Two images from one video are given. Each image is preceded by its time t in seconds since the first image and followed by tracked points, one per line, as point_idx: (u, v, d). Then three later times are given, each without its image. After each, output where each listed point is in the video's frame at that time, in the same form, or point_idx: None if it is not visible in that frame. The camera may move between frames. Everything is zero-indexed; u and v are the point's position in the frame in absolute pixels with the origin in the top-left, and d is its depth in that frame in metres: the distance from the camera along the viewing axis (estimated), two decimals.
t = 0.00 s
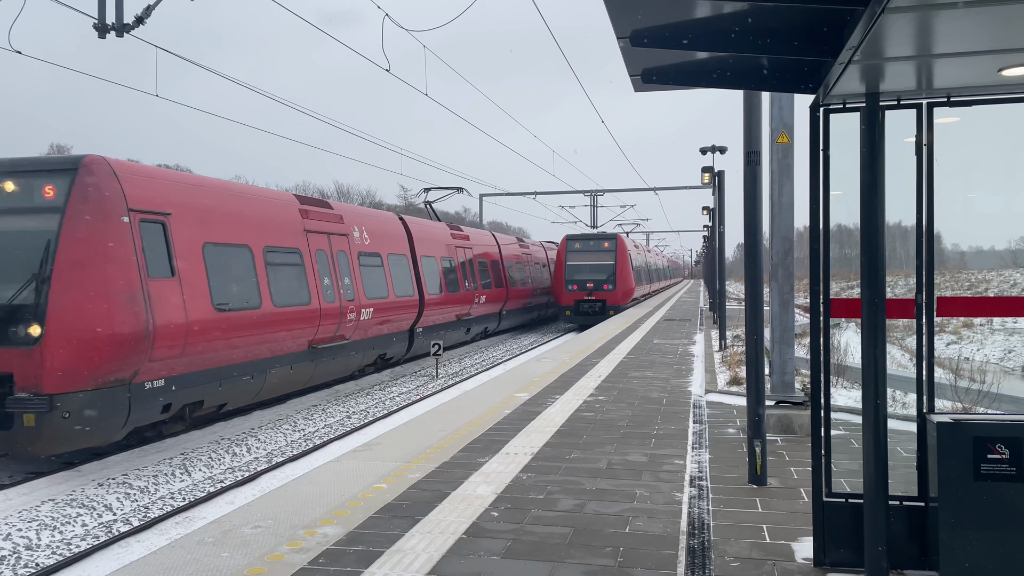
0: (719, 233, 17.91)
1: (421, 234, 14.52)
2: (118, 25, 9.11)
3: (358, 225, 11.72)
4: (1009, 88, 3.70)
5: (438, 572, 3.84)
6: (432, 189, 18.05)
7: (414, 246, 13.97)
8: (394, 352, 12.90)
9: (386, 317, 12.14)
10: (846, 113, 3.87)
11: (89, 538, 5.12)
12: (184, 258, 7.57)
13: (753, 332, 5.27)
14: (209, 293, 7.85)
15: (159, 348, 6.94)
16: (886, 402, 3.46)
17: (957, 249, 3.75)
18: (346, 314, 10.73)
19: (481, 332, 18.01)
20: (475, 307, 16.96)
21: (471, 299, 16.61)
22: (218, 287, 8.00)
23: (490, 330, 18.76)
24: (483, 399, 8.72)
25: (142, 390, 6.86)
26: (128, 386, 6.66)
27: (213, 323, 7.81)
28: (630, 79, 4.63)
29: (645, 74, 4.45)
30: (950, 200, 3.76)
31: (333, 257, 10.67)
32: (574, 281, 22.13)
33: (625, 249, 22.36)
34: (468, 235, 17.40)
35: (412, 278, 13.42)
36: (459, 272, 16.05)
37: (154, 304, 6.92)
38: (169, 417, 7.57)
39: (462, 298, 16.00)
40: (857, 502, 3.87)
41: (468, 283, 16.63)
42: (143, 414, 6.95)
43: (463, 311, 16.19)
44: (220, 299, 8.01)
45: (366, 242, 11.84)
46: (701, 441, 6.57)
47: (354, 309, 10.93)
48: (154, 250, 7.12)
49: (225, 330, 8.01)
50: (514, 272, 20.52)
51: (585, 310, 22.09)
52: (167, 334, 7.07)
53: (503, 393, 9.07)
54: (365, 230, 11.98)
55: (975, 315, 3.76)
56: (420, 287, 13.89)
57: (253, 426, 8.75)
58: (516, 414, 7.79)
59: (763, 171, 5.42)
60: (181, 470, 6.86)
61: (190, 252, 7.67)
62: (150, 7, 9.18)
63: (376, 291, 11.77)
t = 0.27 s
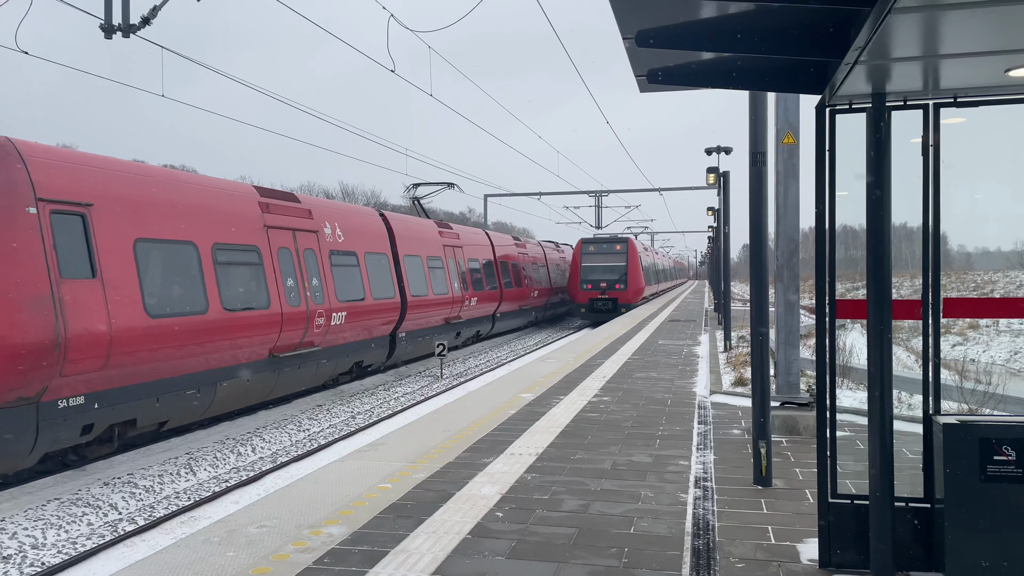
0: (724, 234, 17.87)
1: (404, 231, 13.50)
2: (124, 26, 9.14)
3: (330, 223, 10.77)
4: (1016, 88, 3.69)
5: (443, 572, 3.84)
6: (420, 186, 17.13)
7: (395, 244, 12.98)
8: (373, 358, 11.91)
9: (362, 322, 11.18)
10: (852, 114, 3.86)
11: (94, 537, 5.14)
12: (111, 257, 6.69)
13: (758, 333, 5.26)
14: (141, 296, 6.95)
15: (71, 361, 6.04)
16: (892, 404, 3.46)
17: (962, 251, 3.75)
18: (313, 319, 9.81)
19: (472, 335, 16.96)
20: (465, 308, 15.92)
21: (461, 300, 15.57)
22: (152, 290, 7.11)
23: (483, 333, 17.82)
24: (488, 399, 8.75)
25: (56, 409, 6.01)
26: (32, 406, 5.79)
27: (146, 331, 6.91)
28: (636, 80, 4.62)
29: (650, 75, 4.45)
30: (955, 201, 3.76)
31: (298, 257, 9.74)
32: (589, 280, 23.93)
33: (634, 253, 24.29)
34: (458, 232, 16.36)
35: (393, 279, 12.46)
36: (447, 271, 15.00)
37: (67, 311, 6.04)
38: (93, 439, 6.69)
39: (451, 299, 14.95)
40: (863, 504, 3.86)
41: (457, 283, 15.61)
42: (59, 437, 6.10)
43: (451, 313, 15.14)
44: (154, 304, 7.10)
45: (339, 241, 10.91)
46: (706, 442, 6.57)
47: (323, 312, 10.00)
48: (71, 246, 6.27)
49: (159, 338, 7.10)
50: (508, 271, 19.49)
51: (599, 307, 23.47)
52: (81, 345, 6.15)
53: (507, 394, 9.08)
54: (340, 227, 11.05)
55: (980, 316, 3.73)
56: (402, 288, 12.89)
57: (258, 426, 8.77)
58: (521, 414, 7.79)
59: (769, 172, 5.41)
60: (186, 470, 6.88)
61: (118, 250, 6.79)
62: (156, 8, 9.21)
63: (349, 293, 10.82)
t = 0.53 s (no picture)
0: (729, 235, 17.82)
1: (383, 228, 12.39)
2: (130, 26, 9.17)
3: (294, 217, 9.67)
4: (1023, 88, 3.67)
5: (448, 572, 3.85)
6: (410, 185, 16.57)
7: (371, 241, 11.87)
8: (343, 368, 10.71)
9: (334, 326, 10.14)
10: (858, 114, 3.85)
11: (100, 535, 5.16)
12: (13, 254, 5.57)
13: (763, 334, 5.25)
14: (71, 301, 6.06)
15: None
16: (898, 405, 3.45)
17: (968, 251, 3.74)
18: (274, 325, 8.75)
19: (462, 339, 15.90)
20: (454, 311, 14.85)
21: (450, 303, 14.51)
22: (72, 293, 6.09)
23: (475, 337, 16.84)
24: (494, 399, 8.77)
25: None
26: None
27: (79, 342, 6.05)
28: (641, 80, 4.62)
29: (655, 75, 4.45)
30: (962, 201, 3.75)
31: (257, 256, 8.68)
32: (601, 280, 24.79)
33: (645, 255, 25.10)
34: (445, 230, 15.28)
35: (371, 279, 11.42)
36: (432, 271, 13.97)
37: None
38: None
39: (438, 301, 13.90)
40: (869, 505, 3.84)
41: (444, 283, 14.58)
42: None
43: (439, 316, 14.07)
44: (63, 307, 5.97)
45: (304, 237, 9.80)
46: (711, 442, 6.57)
47: (285, 317, 8.91)
48: None
49: (86, 347, 6.15)
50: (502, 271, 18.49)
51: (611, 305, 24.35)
52: None
53: (512, 394, 9.08)
54: (305, 223, 9.91)
55: (986, 317, 3.73)
56: (381, 289, 11.79)
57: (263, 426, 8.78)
58: (526, 415, 7.79)
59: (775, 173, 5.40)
60: (191, 469, 6.90)
61: (14, 241, 5.61)
62: (162, 9, 9.24)
63: (320, 296, 9.81)
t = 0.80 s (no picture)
0: (734, 235, 17.79)
1: (354, 221, 11.06)
2: (136, 27, 9.21)
3: (254, 211, 8.62)
4: None
5: (452, 571, 3.85)
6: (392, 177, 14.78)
7: (337, 237, 10.41)
8: (312, 377, 9.71)
9: (302, 331, 9.18)
10: (863, 114, 3.85)
11: (106, 534, 5.18)
12: None
13: (768, 334, 5.24)
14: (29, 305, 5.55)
15: None
16: (902, 406, 3.45)
17: (974, 252, 3.74)
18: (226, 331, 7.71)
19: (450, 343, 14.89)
20: (440, 314, 13.83)
21: (435, 305, 13.52)
22: None
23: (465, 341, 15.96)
24: (498, 399, 8.78)
25: None
26: None
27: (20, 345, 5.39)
28: (645, 80, 4.63)
29: (659, 76, 4.45)
30: (967, 201, 3.74)
31: (204, 255, 7.57)
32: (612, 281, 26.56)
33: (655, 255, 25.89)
34: (430, 228, 14.25)
35: (346, 282, 10.48)
36: (417, 272, 12.96)
37: None
38: None
39: (423, 303, 12.90)
40: (873, 506, 3.84)
41: (427, 284, 13.36)
42: None
43: (423, 319, 13.07)
44: None
45: (266, 235, 8.75)
46: (716, 443, 6.56)
47: (238, 322, 7.86)
48: None
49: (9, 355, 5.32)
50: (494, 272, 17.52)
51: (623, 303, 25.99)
52: None
53: (516, 395, 9.08)
54: (267, 218, 8.84)
55: (991, 318, 3.72)
56: (356, 290, 10.76)
57: (267, 425, 8.81)
58: (530, 415, 7.80)
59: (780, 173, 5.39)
60: (196, 468, 6.92)
61: None
62: (168, 9, 9.28)
63: (285, 299, 8.83)
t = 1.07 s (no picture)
0: (738, 236, 17.76)
1: (325, 217, 10.21)
2: (140, 27, 9.23)
3: (202, 203, 7.75)
4: None
5: (455, 571, 3.86)
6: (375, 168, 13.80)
7: (304, 234, 9.54)
8: (274, 387, 8.87)
9: (260, 336, 8.35)
10: (867, 115, 3.84)
11: (110, 533, 5.19)
12: None
13: (771, 335, 5.24)
14: None
15: None
16: (905, 407, 3.44)
17: (979, 252, 3.73)
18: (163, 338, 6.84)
19: (437, 347, 14.01)
20: (424, 316, 12.94)
21: (419, 307, 12.64)
22: None
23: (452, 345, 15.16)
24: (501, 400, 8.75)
25: None
26: None
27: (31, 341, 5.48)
28: (649, 81, 4.62)
29: (662, 76, 4.45)
30: (971, 202, 3.74)
31: (138, 252, 6.72)
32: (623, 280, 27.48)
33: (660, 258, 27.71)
34: (415, 225, 13.32)
35: (313, 283, 9.62)
36: (397, 271, 12.08)
37: None
38: None
39: (404, 305, 12.01)
40: (877, 507, 3.83)
41: (409, 284, 12.46)
42: None
43: (405, 322, 12.18)
44: None
45: (215, 230, 7.87)
46: (719, 443, 6.55)
47: (177, 328, 7.00)
48: None
49: (10, 352, 5.32)
50: (485, 272, 16.68)
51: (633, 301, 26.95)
52: None
53: (519, 395, 9.07)
54: (218, 210, 7.96)
55: (997, 319, 3.70)
56: (326, 291, 9.91)
57: (272, 425, 8.84)
58: (533, 415, 7.79)
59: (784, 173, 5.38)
60: (200, 468, 6.93)
61: None
62: (172, 9, 9.29)
63: (237, 301, 7.98)
